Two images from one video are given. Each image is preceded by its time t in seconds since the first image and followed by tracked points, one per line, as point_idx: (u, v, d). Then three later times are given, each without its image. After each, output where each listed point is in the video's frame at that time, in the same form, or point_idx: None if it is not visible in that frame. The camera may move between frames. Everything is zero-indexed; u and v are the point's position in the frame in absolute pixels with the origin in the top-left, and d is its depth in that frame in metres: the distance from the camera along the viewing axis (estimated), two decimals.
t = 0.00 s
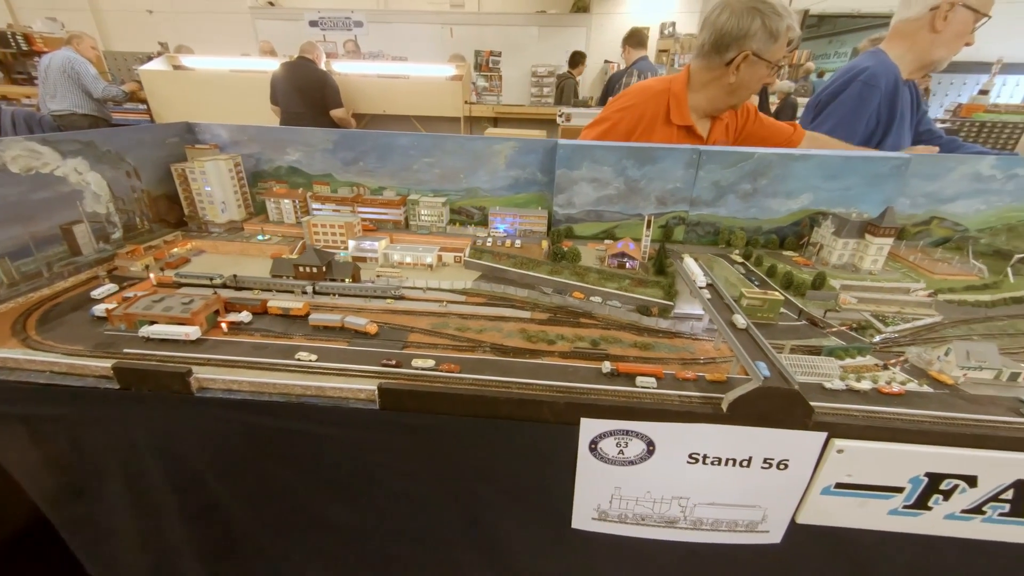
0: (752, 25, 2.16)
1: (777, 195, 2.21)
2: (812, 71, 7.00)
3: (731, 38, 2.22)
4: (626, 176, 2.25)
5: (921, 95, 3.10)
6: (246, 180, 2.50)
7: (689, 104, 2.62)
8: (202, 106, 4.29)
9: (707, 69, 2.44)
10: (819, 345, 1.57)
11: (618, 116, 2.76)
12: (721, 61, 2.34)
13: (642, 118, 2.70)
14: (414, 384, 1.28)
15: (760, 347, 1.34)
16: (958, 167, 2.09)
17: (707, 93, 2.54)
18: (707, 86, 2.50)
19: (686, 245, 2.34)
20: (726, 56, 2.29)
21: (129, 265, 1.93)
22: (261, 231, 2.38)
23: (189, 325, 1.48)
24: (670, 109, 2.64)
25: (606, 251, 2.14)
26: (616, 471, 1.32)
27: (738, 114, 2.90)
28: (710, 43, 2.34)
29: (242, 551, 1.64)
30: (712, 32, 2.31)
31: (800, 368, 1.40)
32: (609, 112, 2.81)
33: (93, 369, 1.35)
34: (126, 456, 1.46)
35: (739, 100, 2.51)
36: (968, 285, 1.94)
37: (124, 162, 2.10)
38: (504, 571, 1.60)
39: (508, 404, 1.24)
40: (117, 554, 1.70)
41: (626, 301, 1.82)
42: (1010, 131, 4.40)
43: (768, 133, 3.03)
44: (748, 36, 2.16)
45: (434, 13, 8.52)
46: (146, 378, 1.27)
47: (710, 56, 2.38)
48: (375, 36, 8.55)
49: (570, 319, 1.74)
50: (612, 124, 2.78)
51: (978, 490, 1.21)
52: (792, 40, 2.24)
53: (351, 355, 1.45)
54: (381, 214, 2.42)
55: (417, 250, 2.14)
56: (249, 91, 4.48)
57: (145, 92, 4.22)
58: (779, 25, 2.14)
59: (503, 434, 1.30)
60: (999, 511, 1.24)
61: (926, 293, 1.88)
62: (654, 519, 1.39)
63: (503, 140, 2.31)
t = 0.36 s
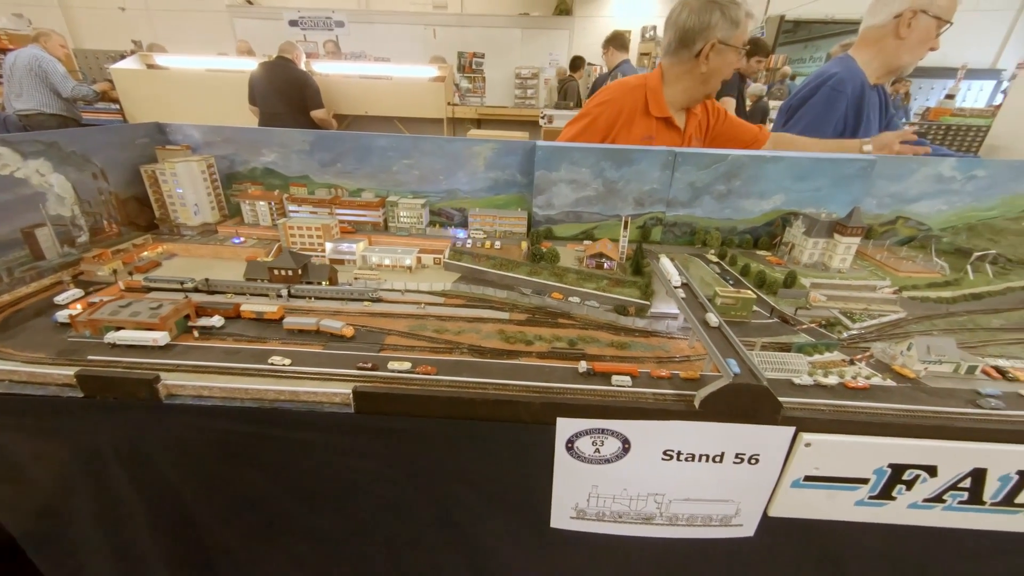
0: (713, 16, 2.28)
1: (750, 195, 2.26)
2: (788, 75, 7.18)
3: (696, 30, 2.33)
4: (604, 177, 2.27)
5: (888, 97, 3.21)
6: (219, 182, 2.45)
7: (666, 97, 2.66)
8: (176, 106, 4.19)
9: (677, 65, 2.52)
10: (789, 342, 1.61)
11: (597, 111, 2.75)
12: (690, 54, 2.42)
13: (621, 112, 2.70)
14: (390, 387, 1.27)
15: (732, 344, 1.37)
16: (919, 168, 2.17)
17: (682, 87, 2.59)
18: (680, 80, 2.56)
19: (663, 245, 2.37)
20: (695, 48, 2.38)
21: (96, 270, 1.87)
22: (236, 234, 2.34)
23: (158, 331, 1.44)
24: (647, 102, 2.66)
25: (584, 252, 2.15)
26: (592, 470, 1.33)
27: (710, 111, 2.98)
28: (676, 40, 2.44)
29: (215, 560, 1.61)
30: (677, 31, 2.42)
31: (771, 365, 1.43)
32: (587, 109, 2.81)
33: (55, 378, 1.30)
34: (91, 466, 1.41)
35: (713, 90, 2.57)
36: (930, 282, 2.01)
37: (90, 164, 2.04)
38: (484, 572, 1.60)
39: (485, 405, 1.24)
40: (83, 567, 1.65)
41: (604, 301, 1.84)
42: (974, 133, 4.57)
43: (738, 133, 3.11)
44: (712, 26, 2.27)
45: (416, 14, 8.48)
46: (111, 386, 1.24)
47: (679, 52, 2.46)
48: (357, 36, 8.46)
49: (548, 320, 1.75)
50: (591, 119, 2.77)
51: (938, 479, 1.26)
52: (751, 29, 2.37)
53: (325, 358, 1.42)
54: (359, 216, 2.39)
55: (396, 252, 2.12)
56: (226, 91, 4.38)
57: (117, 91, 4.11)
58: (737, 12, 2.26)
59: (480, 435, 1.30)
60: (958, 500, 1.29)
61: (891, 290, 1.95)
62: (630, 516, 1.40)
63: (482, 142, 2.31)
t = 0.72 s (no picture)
0: (645, 10, 2.36)
1: (732, 196, 2.30)
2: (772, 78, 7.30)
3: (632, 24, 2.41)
4: (589, 177, 2.29)
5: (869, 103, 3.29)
6: (200, 180, 2.41)
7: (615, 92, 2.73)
8: (157, 102, 4.09)
9: (620, 58, 2.60)
10: (769, 340, 1.64)
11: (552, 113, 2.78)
12: (630, 48, 2.51)
13: (575, 111, 2.74)
14: (372, 386, 1.26)
15: (712, 342, 1.39)
16: (895, 171, 2.23)
17: (628, 78, 2.68)
18: (625, 72, 2.65)
19: (648, 245, 2.40)
20: (633, 41, 2.47)
21: (70, 269, 1.82)
22: (217, 233, 2.30)
23: (135, 331, 1.41)
24: (600, 99, 2.71)
25: (570, 251, 2.16)
26: (575, 467, 1.34)
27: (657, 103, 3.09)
28: (615, 35, 2.52)
29: (195, 563, 1.59)
30: (613, 27, 2.50)
31: (751, 362, 1.46)
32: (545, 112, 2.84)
33: (25, 379, 1.26)
34: (64, 469, 1.38)
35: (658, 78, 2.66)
36: (906, 281, 2.06)
37: (64, 160, 1.98)
38: (468, 571, 1.60)
39: (468, 403, 1.24)
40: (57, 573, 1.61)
41: (588, 301, 1.85)
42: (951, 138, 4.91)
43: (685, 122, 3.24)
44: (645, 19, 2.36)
45: (405, 13, 8.44)
46: (85, 388, 1.21)
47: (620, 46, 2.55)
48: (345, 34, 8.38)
49: (533, 319, 1.75)
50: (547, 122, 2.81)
51: (911, 473, 1.29)
52: (682, 15, 2.46)
53: (307, 358, 1.41)
54: (344, 215, 2.37)
55: (381, 251, 2.11)
56: (209, 87, 4.30)
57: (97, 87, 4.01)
58: (668, 2, 2.33)
59: (463, 434, 1.30)
60: (930, 492, 1.33)
61: (868, 289, 1.99)
62: (613, 513, 1.41)
63: (468, 141, 2.31)
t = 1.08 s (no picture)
0: (584, 9, 2.41)
1: (714, 193, 2.32)
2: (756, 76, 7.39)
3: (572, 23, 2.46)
4: (573, 176, 2.30)
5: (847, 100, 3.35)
6: (178, 184, 2.37)
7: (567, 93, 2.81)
8: (134, 104, 4.01)
9: (565, 57, 2.67)
10: (749, 335, 1.66)
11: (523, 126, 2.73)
12: (572, 45, 2.57)
13: (546, 121, 2.74)
14: (354, 390, 1.26)
15: (692, 339, 1.41)
16: (871, 166, 2.27)
17: (574, 73, 2.76)
18: (570, 68, 2.72)
19: (632, 243, 2.42)
20: (575, 39, 2.53)
21: (44, 277, 1.77)
22: (196, 237, 2.26)
23: (109, 339, 1.39)
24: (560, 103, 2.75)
25: (554, 250, 2.17)
26: (559, 466, 1.34)
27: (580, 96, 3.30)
28: (555, 34, 2.56)
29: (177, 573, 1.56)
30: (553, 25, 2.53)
31: (731, 358, 1.48)
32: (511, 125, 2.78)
33: None
34: (38, 482, 1.35)
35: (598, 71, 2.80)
36: (883, 274, 2.11)
37: (35, 165, 1.92)
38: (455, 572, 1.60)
39: (450, 405, 1.24)
40: None
41: (572, 299, 1.86)
42: (928, 133, 5.39)
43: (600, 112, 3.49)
44: (586, 19, 2.41)
45: (390, 13, 8.39)
46: (57, 398, 1.18)
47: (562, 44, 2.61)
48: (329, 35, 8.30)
49: (517, 319, 1.76)
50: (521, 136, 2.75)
51: (886, 463, 1.32)
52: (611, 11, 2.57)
53: (288, 362, 1.39)
54: (326, 218, 2.35)
55: (365, 253, 2.10)
56: (190, 89, 4.23)
57: (73, 90, 3.91)
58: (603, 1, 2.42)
59: (447, 435, 1.30)
60: (906, 481, 1.36)
61: (846, 283, 2.03)
62: (598, 510, 1.42)
63: (450, 142, 2.30)
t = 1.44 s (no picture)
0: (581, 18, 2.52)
1: (691, 194, 2.36)
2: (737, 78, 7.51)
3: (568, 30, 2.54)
4: (553, 178, 2.31)
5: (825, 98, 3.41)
6: (151, 187, 2.32)
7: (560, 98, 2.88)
8: (113, 105, 3.91)
9: (559, 63, 2.73)
10: (724, 333, 1.69)
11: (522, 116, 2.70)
12: (567, 51, 2.64)
13: (543, 114, 2.73)
14: (329, 395, 1.24)
15: (667, 337, 1.43)
16: (843, 166, 2.33)
17: (568, 78, 2.81)
18: (564, 74, 2.77)
19: (612, 244, 2.44)
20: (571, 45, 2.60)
21: (8, 284, 1.72)
22: (170, 242, 2.22)
23: (76, 347, 1.35)
24: (556, 100, 2.78)
25: (534, 252, 2.17)
26: (537, 466, 1.35)
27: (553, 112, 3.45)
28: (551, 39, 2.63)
29: None
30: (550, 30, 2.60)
31: (705, 356, 1.49)
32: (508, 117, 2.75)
33: None
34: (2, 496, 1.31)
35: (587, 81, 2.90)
36: (855, 272, 2.16)
37: None
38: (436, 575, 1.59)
39: (426, 408, 1.23)
40: None
41: (552, 300, 1.87)
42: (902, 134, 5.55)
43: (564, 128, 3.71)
44: (584, 28, 2.52)
45: (374, 14, 8.33)
46: (19, 409, 1.15)
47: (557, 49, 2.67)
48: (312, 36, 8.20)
49: (496, 320, 1.76)
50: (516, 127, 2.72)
51: (856, 456, 1.35)
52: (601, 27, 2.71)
53: (262, 368, 1.37)
54: (305, 221, 2.33)
55: (344, 257, 2.08)
56: (168, 90, 4.14)
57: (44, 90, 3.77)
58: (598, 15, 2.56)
59: (425, 438, 1.30)
60: (875, 473, 1.39)
61: (819, 281, 2.08)
62: (577, 509, 1.43)
63: (429, 144, 2.30)
